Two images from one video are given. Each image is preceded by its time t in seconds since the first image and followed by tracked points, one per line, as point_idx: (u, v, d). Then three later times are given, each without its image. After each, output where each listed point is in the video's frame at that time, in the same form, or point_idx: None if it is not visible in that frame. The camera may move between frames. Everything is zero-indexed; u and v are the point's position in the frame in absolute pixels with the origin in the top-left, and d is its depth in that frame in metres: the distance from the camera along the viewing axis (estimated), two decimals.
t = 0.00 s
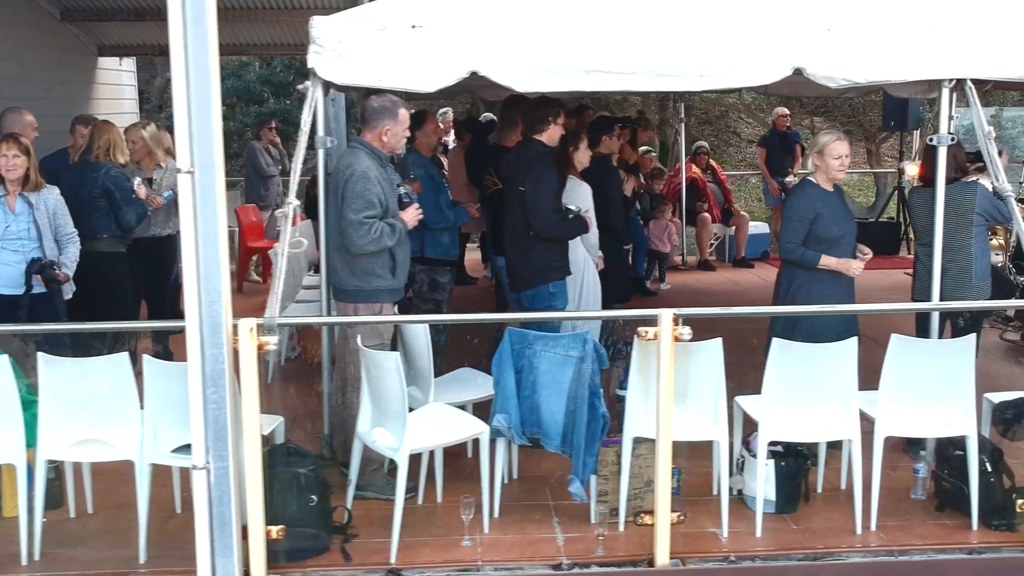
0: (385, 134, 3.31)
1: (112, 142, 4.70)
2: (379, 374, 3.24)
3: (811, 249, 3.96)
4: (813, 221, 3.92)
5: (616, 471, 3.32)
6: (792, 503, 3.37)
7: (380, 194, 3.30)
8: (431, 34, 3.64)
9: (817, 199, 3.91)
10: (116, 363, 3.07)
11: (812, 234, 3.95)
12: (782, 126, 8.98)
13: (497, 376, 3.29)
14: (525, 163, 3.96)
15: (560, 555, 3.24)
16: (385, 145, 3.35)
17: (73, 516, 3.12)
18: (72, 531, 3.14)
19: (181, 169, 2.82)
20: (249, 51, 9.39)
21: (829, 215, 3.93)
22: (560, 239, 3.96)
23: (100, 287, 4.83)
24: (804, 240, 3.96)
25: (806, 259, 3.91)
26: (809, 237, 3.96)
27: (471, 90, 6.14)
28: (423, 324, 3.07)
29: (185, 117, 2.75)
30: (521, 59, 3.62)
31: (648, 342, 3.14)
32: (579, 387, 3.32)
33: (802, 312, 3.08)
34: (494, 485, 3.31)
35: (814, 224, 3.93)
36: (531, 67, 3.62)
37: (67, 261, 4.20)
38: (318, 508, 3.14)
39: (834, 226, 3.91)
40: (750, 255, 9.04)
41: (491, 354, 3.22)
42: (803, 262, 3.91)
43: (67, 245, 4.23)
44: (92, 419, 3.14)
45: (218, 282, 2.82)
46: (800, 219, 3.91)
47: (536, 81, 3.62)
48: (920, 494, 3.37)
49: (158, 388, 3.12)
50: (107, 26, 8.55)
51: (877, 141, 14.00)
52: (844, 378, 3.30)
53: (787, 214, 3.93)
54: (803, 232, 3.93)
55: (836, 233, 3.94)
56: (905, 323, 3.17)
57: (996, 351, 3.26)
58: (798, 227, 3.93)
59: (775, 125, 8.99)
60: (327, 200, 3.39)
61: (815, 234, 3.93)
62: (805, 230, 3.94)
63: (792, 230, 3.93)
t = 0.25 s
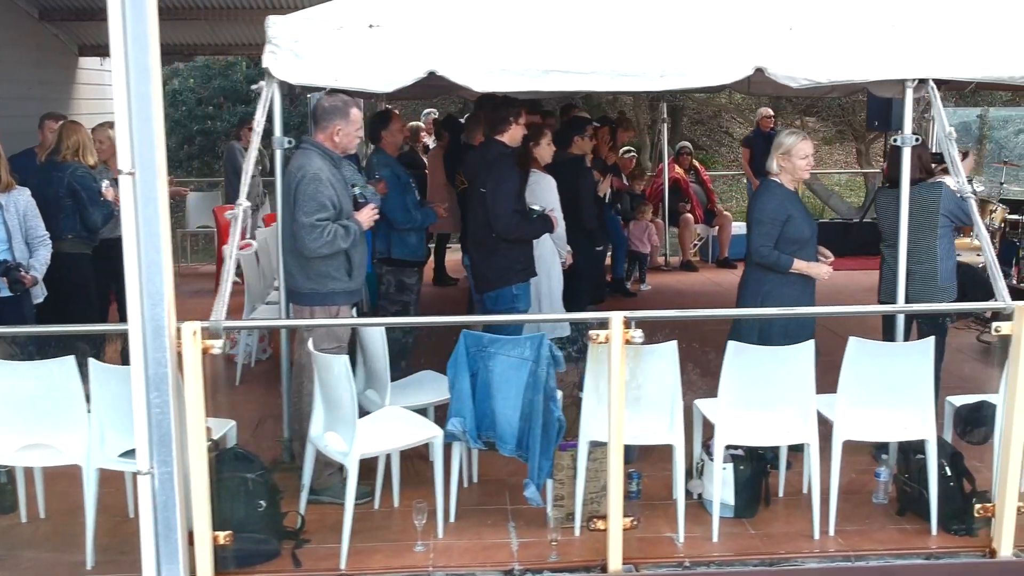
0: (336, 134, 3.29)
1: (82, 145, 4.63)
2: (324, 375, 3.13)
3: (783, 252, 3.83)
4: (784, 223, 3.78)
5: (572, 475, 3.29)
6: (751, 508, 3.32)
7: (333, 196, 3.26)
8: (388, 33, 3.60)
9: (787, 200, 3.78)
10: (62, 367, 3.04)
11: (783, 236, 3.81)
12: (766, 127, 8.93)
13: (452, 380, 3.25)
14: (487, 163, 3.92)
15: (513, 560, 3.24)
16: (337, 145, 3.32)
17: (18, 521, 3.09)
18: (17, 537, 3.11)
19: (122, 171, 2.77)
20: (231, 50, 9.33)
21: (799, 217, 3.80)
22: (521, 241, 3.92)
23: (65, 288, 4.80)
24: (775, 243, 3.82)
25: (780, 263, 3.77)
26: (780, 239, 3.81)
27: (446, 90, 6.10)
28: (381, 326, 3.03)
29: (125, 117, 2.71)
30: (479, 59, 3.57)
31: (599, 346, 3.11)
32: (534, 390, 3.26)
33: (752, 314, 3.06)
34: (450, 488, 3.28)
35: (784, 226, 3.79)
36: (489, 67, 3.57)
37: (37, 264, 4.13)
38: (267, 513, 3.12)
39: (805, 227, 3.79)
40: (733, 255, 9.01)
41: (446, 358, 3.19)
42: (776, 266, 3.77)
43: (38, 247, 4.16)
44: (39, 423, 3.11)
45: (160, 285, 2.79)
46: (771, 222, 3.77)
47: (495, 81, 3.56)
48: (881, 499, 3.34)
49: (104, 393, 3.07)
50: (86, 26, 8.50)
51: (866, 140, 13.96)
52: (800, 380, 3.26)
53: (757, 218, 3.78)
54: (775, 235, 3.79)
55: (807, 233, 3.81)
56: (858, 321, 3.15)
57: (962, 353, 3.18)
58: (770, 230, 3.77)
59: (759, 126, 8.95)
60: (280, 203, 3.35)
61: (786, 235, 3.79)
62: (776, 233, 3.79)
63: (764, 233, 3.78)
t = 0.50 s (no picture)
0: (288, 136, 3.26)
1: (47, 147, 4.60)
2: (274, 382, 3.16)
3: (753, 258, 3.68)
4: (755, 228, 3.63)
5: (528, 480, 3.25)
6: (710, 514, 3.32)
7: (286, 199, 3.21)
8: (345, 34, 3.57)
9: (758, 204, 3.63)
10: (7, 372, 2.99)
11: (753, 242, 3.66)
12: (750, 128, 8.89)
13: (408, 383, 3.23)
14: (449, 165, 3.87)
15: (466, 567, 3.18)
16: (290, 146, 3.29)
17: None
18: None
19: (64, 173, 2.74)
20: (213, 50, 9.28)
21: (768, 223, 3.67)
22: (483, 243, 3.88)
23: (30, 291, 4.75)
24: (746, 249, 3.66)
25: (754, 269, 3.61)
26: (752, 245, 3.66)
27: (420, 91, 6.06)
28: (337, 332, 3.00)
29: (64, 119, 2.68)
30: (438, 60, 3.52)
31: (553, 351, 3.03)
32: (489, 394, 3.22)
33: (707, 318, 3.01)
34: (407, 491, 3.30)
35: (755, 231, 3.65)
36: (448, 67, 3.52)
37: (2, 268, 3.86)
38: (215, 520, 3.07)
39: (773, 232, 3.67)
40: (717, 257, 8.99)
41: (401, 361, 3.19)
42: (749, 272, 3.61)
43: (6, 251, 3.90)
44: None
45: (102, 289, 2.76)
46: (742, 227, 3.61)
47: (455, 82, 3.51)
48: (843, 505, 3.34)
49: (52, 396, 3.01)
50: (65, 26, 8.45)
51: (855, 141, 13.94)
52: (758, 384, 3.23)
53: (728, 222, 3.61)
54: (747, 241, 3.63)
55: (775, 238, 3.69)
56: (815, 325, 3.11)
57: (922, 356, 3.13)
58: (743, 235, 3.61)
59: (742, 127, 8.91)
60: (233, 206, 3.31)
61: (758, 241, 3.65)
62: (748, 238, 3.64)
63: (736, 238, 3.61)
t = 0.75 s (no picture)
0: (241, 138, 3.22)
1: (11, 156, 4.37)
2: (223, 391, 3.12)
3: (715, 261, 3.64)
4: (717, 231, 3.60)
5: (484, 487, 3.25)
6: (670, 522, 3.30)
7: (238, 202, 3.17)
8: (303, 35, 3.52)
9: (720, 207, 3.59)
10: None
11: (715, 245, 3.62)
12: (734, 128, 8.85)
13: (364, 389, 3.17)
14: (411, 167, 3.83)
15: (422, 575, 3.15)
16: (242, 148, 3.25)
17: None
18: None
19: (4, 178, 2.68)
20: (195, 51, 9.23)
21: (730, 226, 3.63)
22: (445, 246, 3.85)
23: None
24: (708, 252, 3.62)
25: (715, 273, 3.57)
26: (713, 248, 3.63)
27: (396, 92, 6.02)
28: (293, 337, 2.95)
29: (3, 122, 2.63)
30: (396, 62, 3.49)
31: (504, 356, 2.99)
32: (444, 401, 3.17)
33: (661, 325, 2.96)
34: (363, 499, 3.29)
35: (717, 234, 3.61)
36: (407, 70, 3.49)
37: None
38: (165, 528, 3.06)
39: (736, 235, 3.63)
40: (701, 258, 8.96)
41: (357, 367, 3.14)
42: (710, 276, 3.57)
43: None
44: None
45: (44, 295, 2.71)
46: (704, 230, 3.56)
47: (410, 83, 3.49)
48: (807, 511, 3.32)
49: None
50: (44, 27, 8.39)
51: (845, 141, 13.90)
52: (714, 391, 3.20)
53: (689, 226, 3.57)
54: (708, 244, 3.59)
55: (738, 241, 3.65)
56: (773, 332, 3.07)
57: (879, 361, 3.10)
58: (704, 238, 3.57)
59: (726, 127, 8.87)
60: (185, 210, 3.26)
61: (719, 244, 3.61)
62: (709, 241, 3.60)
63: (697, 242, 3.57)
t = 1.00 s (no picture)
0: (194, 143, 3.17)
1: None
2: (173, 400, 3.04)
3: (672, 267, 3.61)
4: (673, 236, 3.55)
5: (440, 497, 3.19)
6: (630, 530, 3.23)
7: (189, 209, 3.13)
8: (261, 39, 3.47)
9: (677, 213, 3.55)
10: None
11: (672, 251, 3.59)
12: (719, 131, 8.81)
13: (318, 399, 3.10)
14: (373, 172, 3.78)
15: None
16: (195, 153, 3.21)
17: None
18: None
19: None
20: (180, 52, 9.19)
21: (689, 231, 3.58)
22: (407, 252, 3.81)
23: None
24: (665, 258, 3.59)
25: (670, 279, 3.54)
26: (670, 254, 3.59)
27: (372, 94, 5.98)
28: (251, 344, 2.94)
29: None
30: (355, 67, 3.43)
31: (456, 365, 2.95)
32: (399, 410, 3.12)
33: (614, 333, 2.92)
34: (319, 509, 3.25)
35: (673, 240, 3.57)
36: (366, 74, 3.43)
37: None
38: (113, 538, 3.04)
39: (695, 240, 3.57)
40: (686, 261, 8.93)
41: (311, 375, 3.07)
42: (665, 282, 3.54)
43: None
44: None
45: None
46: (659, 236, 3.53)
47: (370, 87, 3.43)
48: (770, 520, 3.21)
49: None
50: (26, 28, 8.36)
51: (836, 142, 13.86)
52: (670, 400, 3.18)
53: (644, 231, 3.54)
54: (664, 250, 3.56)
55: (698, 246, 3.59)
56: (730, 341, 3.03)
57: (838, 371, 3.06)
58: (659, 245, 3.54)
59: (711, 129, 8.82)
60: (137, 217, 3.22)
61: (676, 250, 3.57)
62: (666, 247, 3.56)
63: (652, 248, 3.54)
